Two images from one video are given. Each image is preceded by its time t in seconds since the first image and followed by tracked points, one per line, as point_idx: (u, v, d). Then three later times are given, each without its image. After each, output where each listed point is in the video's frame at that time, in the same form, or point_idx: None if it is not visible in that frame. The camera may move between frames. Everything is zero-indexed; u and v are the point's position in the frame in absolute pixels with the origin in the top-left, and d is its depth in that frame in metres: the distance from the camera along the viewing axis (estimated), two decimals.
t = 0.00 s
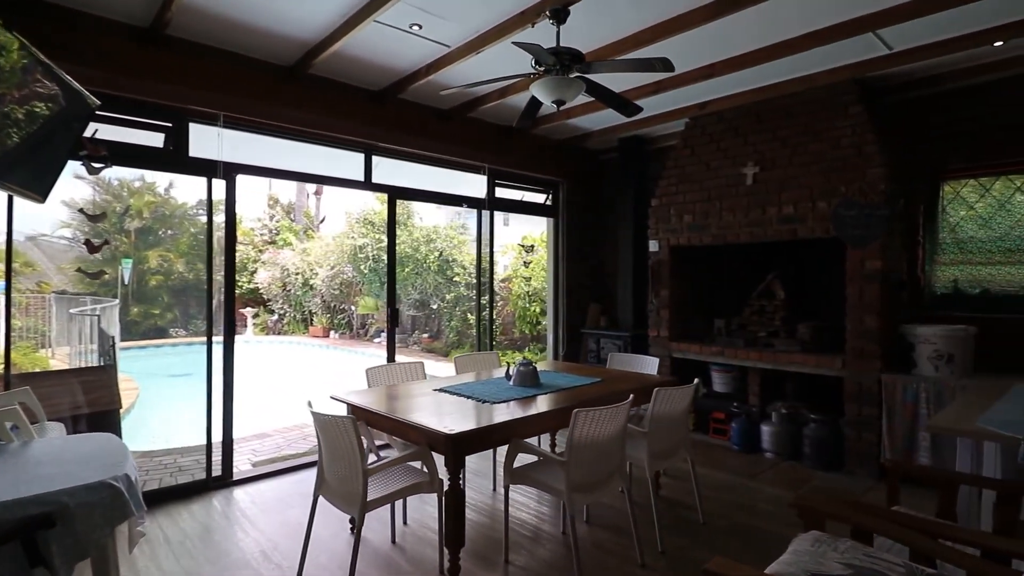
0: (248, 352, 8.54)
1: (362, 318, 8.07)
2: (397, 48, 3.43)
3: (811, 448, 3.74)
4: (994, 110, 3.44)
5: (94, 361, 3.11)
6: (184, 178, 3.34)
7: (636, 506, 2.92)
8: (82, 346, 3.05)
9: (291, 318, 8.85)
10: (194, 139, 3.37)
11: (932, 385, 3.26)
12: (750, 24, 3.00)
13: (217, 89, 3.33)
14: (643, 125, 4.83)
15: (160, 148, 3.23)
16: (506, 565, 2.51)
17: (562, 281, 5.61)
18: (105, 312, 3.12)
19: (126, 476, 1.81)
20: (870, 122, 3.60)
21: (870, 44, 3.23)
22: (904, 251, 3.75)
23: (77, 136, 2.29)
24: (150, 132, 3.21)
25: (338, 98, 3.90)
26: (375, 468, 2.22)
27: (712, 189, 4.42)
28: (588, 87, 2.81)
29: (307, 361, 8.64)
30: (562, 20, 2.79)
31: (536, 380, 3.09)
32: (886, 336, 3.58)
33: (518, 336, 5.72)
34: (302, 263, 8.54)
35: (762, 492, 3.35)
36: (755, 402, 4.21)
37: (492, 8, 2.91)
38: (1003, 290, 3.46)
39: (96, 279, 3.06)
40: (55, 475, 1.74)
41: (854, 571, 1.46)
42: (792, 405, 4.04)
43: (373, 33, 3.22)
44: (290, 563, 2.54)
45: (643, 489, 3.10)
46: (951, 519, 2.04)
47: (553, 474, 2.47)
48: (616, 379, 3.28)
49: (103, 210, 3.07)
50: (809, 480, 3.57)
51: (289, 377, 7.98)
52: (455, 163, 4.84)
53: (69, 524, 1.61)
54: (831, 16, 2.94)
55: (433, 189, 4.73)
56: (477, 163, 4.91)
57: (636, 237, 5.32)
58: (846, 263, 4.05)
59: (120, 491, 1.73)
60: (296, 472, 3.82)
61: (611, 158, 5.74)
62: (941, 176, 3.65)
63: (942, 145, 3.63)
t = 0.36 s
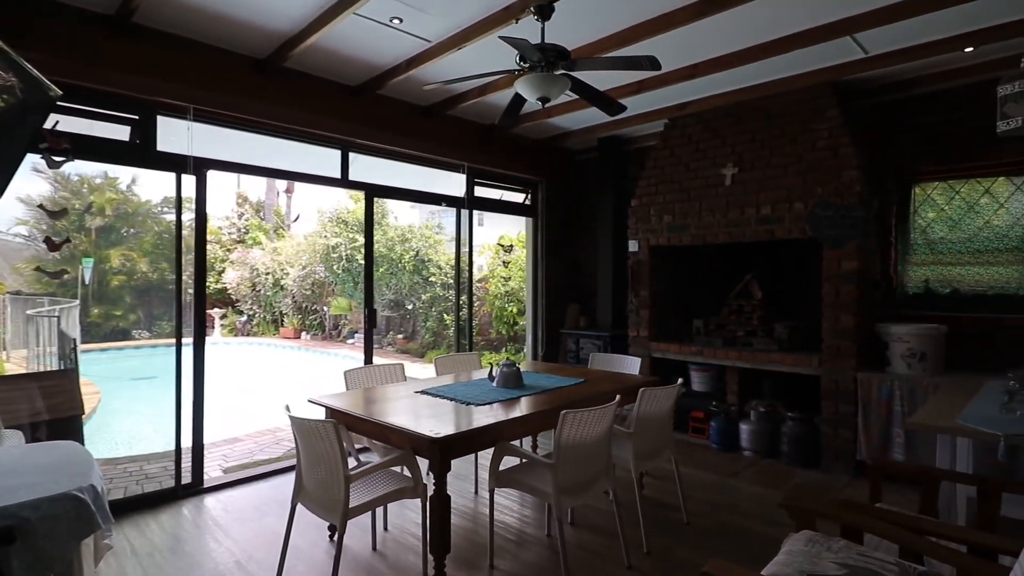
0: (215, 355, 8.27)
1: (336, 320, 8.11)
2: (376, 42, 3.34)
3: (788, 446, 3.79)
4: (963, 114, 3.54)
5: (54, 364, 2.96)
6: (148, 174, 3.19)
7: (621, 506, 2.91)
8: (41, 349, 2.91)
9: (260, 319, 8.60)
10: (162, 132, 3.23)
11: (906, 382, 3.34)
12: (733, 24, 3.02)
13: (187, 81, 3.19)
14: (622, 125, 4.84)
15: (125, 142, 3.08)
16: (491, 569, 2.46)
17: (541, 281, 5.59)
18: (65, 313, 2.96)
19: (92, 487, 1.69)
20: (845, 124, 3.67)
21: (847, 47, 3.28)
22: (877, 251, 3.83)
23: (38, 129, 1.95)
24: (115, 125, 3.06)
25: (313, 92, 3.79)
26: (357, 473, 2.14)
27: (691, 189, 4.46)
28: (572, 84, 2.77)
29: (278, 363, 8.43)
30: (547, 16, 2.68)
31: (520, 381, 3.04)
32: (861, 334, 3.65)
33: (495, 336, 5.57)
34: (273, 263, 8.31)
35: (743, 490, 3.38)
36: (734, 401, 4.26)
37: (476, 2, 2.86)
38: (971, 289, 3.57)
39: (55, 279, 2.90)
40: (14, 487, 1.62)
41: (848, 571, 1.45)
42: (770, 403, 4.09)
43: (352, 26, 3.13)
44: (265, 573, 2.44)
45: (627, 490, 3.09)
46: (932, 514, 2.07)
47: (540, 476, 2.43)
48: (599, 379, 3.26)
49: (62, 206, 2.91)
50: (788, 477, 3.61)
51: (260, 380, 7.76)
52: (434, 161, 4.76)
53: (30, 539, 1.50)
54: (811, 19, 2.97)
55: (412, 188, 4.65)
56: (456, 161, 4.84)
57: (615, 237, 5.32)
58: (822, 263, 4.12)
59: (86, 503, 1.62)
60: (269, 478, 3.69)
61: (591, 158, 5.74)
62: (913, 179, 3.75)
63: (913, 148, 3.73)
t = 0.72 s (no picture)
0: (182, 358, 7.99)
1: (308, 320, 7.91)
2: (356, 35, 3.25)
3: (769, 444, 3.83)
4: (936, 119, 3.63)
5: (12, 370, 2.69)
6: (114, 170, 3.03)
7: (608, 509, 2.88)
8: None
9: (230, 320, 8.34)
10: (130, 126, 3.08)
11: (884, 381, 3.41)
12: (718, 24, 3.02)
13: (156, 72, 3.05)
14: (603, 125, 4.83)
15: (91, 135, 2.93)
16: None
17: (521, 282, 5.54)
18: (23, 315, 2.76)
19: (57, 501, 1.58)
20: (824, 126, 3.73)
21: (827, 50, 3.33)
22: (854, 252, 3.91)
23: None
24: (80, 118, 2.90)
25: (289, 86, 3.67)
26: (341, 481, 2.06)
27: (672, 190, 4.47)
28: (559, 82, 2.72)
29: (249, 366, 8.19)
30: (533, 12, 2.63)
31: (505, 383, 2.98)
32: (840, 334, 3.71)
33: (473, 337, 5.48)
34: (243, 263, 8.08)
35: (726, 490, 3.39)
36: (715, 401, 4.30)
37: None
38: (945, 289, 3.66)
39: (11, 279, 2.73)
40: None
41: (847, 572, 1.45)
42: (750, 402, 4.12)
43: (331, 19, 3.04)
44: None
45: (613, 492, 3.06)
46: (918, 511, 2.10)
47: (528, 480, 2.38)
48: (584, 381, 3.23)
49: (20, 202, 2.75)
50: (769, 476, 3.64)
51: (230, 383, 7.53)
52: (414, 160, 4.67)
53: None
54: (794, 21, 3.00)
55: (391, 186, 4.55)
56: (436, 159, 4.76)
57: (596, 238, 5.31)
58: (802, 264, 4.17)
59: (49, 519, 1.50)
60: (244, 486, 3.55)
61: (571, 158, 5.72)
62: (888, 181, 3.84)
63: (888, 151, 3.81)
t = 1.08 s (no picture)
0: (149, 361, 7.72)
1: (281, 321, 8.05)
2: (340, 29, 3.15)
3: (753, 445, 3.85)
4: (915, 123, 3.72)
5: None
6: (78, 165, 2.87)
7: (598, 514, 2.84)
8: None
9: (200, 321, 8.07)
10: (99, 119, 2.93)
11: (866, 381, 3.46)
12: (707, 24, 3.01)
13: (127, 63, 2.90)
14: (587, 125, 4.80)
15: (56, 129, 2.77)
16: None
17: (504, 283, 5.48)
18: None
19: (22, 518, 1.47)
20: (807, 129, 3.76)
21: (812, 53, 3.35)
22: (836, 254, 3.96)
23: None
24: (45, 110, 2.75)
25: (267, 80, 3.55)
26: (326, 491, 1.97)
27: (657, 191, 4.47)
28: (549, 80, 2.67)
29: (220, 369, 7.95)
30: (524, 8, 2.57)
31: (493, 387, 2.91)
32: (822, 334, 3.75)
33: (453, 338, 5.39)
34: (215, 263, 7.83)
35: (713, 491, 3.39)
36: (699, 401, 4.28)
37: None
38: (923, 291, 3.75)
39: None
40: None
41: None
42: (734, 403, 4.14)
43: (313, 11, 2.93)
44: None
45: (602, 496, 3.03)
46: (909, 512, 2.11)
47: (518, 486, 2.32)
48: (572, 383, 3.19)
49: None
50: (753, 476, 3.66)
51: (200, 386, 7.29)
52: (395, 158, 4.57)
53: None
54: (783, 23, 3.02)
55: (372, 185, 4.45)
56: (418, 158, 4.67)
57: (578, 238, 5.29)
58: (784, 265, 4.20)
59: (14, 538, 1.40)
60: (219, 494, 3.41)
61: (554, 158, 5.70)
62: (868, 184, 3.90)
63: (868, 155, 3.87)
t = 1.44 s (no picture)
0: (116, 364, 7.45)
1: (257, 322, 7.94)
2: (322, 21, 3.05)
3: (738, 443, 3.88)
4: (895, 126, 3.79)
5: None
6: (42, 160, 2.72)
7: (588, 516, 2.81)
8: None
9: (171, 322, 7.85)
10: (68, 111, 2.79)
11: (849, 379, 3.50)
12: (696, 23, 3.00)
13: (97, 52, 2.77)
14: (571, 124, 4.77)
15: (22, 120, 2.63)
16: None
17: (487, 282, 5.42)
18: None
19: None
20: (790, 130, 3.80)
21: (797, 55, 3.38)
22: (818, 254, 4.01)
23: None
24: (9, 100, 2.60)
25: (246, 73, 3.43)
26: (314, 498, 1.90)
27: (642, 191, 4.46)
28: (540, 77, 2.63)
29: (192, 371, 7.75)
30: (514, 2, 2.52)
31: (481, 388, 2.85)
32: (805, 333, 3.79)
33: (434, 339, 5.37)
34: (187, 262, 7.60)
35: (700, 491, 3.40)
36: (684, 400, 4.31)
37: None
38: (902, 290, 3.82)
39: None
40: None
41: None
42: (719, 402, 4.16)
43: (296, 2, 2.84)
44: None
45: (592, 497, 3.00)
46: (899, 510, 2.13)
47: (510, 490, 2.27)
48: (561, 384, 3.15)
49: None
50: (739, 474, 3.68)
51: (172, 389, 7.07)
52: (378, 155, 4.48)
53: None
54: (770, 24, 3.04)
55: (353, 182, 4.33)
56: (401, 156, 4.58)
57: (562, 238, 5.26)
58: (768, 265, 4.23)
59: None
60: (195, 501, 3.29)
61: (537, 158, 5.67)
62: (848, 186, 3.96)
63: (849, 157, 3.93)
